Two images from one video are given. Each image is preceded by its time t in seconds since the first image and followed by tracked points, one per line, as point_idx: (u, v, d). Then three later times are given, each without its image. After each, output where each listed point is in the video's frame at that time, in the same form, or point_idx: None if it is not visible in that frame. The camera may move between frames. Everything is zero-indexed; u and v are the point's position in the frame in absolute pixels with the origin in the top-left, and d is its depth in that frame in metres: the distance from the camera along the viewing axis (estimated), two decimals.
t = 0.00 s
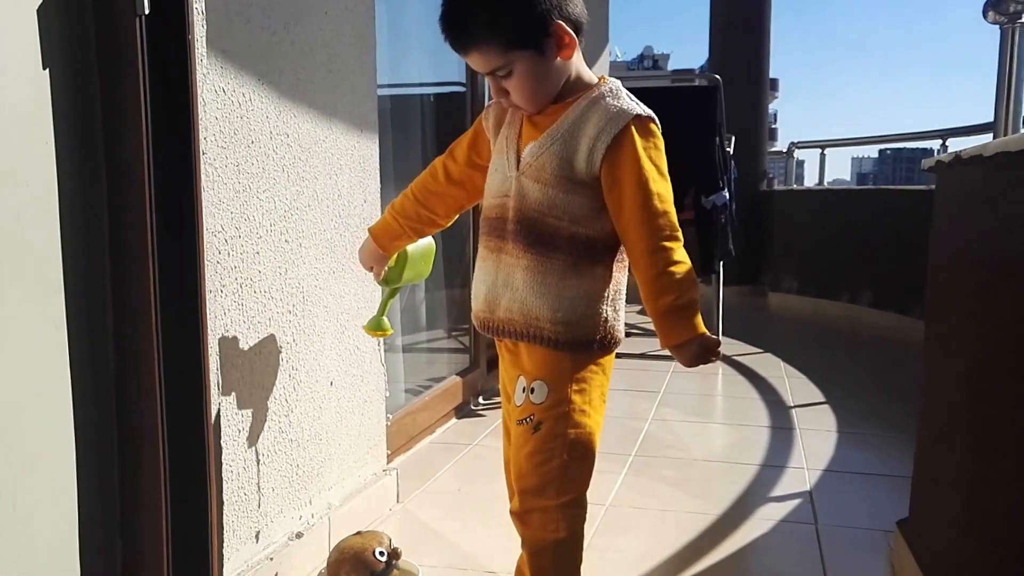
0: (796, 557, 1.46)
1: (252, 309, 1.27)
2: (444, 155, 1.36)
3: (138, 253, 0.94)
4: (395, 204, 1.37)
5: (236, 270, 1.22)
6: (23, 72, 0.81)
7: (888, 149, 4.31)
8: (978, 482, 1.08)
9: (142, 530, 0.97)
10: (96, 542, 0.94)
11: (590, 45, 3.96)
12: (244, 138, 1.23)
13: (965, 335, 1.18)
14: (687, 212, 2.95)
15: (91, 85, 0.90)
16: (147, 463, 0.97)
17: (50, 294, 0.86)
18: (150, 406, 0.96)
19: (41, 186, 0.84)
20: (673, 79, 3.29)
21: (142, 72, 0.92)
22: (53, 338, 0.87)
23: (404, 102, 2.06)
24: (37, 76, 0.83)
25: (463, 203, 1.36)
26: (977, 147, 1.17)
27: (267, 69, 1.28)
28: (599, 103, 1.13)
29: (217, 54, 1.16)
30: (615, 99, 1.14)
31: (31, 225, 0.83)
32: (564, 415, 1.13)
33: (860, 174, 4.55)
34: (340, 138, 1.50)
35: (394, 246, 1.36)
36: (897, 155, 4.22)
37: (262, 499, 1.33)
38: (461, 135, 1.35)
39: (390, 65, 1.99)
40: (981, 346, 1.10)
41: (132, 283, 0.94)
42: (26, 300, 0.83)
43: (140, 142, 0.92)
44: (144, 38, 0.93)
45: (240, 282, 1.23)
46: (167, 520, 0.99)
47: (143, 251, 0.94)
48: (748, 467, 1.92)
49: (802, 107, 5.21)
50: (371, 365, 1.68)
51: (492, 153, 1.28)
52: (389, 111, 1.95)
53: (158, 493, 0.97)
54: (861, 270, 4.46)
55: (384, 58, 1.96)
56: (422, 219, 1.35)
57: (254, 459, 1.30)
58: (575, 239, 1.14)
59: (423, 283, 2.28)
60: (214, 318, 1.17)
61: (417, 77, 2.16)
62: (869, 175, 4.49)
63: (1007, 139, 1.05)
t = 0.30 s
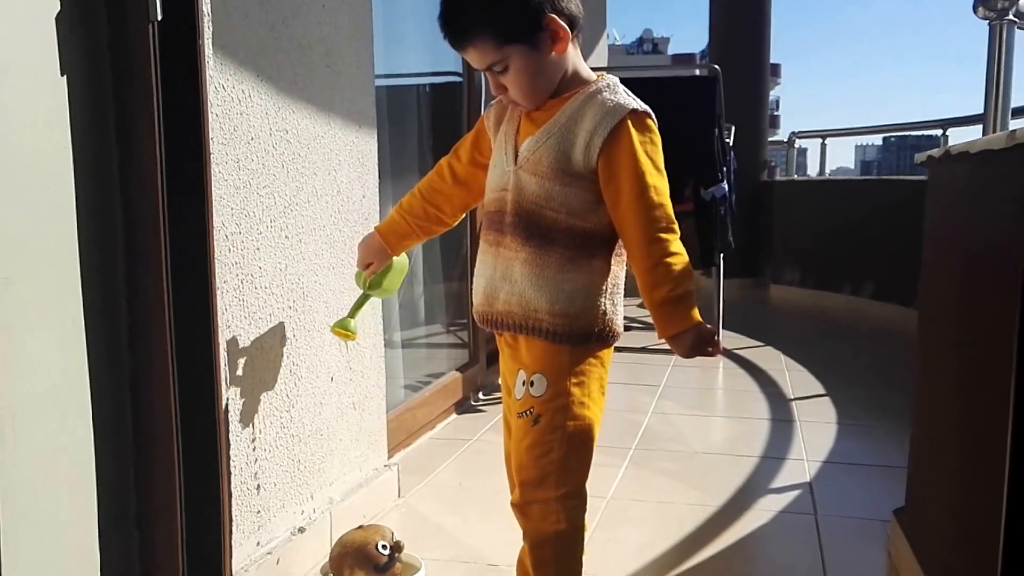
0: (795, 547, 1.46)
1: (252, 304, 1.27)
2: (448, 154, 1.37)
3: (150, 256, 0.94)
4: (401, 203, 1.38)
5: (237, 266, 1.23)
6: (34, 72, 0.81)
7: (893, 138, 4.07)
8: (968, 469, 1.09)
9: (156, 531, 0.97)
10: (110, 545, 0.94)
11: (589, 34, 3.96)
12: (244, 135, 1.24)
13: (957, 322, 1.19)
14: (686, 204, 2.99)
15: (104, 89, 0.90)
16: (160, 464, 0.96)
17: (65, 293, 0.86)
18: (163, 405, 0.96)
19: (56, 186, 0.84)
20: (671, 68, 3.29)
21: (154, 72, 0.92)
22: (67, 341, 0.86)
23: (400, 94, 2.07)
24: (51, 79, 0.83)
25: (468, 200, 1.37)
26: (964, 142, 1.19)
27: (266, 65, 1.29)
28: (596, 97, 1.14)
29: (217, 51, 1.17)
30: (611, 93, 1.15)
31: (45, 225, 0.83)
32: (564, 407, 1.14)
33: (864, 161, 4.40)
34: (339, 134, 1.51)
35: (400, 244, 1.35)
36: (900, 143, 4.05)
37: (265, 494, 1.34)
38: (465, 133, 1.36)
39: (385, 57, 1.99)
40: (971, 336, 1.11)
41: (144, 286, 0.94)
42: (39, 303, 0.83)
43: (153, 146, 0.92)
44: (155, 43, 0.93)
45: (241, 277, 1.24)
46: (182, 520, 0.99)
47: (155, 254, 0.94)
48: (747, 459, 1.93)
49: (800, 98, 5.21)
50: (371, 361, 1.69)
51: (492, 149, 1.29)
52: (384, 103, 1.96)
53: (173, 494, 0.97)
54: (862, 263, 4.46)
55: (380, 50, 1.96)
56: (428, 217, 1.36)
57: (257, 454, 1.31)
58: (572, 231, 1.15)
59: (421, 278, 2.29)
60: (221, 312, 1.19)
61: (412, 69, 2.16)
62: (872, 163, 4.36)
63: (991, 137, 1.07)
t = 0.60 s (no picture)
0: (794, 536, 1.47)
1: (254, 298, 1.29)
2: (448, 148, 1.38)
3: (154, 253, 0.94)
4: (404, 198, 1.39)
5: (238, 261, 1.24)
6: (35, 69, 0.82)
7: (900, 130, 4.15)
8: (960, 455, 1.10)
9: (163, 528, 0.98)
10: (116, 539, 0.95)
11: (588, 28, 3.96)
12: (245, 130, 1.26)
13: (948, 309, 1.20)
14: (687, 197, 2.97)
15: (107, 87, 0.91)
16: (166, 462, 0.96)
17: (68, 286, 0.87)
18: (165, 398, 0.96)
19: (57, 178, 0.85)
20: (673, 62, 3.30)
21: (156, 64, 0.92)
22: (71, 336, 0.87)
23: (400, 88, 2.08)
24: (54, 76, 0.84)
25: (469, 193, 1.38)
26: (957, 131, 1.19)
27: (265, 61, 1.30)
28: (590, 89, 1.15)
29: (217, 47, 1.19)
30: (606, 85, 1.16)
31: (48, 218, 0.84)
32: (562, 399, 1.15)
33: (869, 154, 4.40)
34: (338, 129, 1.52)
35: (407, 238, 1.36)
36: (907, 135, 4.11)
37: (268, 487, 1.35)
38: (464, 127, 1.37)
39: (385, 52, 2.00)
40: (963, 324, 1.12)
41: (149, 284, 0.94)
42: (42, 298, 0.84)
43: (155, 143, 0.92)
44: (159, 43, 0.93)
45: (242, 272, 1.25)
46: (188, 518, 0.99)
47: (158, 252, 0.94)
48: (748, 449, 1.94)
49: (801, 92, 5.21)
50: (372, 355, 1.70)
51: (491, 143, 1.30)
52: (385, 97, 1.97)
53: (179, 492, 0.97)
54: (866, 255, 4.47)
55: (379, 45, 1.97)
56: (432, 211, 1.37)
57: (260, 448, 1.32)
58: (570, 223, 1.16)
59: (422, 274, 2.30)
60: (224, 306, 1.21)
61: (412, 63, 2.17)
62: (878, 156, 4.36)
63: (984, 123, 1.06)
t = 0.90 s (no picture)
0: (795, 526, 1.47)
1: (257, 294, 1.29)
2: (447, 142, 1.38)
3: (159, 247, 0.94)
4: (404, 193, 1.39)
5: (240, 257, 1.25)
6: (39, 64, 0.82)
7: (899, 120, 4.15)
8: (959, 443, 1.10)
9: (170, 521, 0.98)
10: (123, 532, 0.96)
11: (588, 21, 3.95)
12: (245, 126, 1.26)
13: (946, 298, 1.20)
14: (689, 190, 3.00)
15: (110, 83, 0.91)
16: (172, 455, 0.97)
17: (74, 282, 0.88)
18: (171, 394, 0.96)
19: (62, 176, 0.85)
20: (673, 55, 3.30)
21: (159, 63, 0.93)
22: (80, 330, 0.88)
23: (399, 83, 2.08)
24: (58, 72, 0.85)
25: (468, 186, 1.39)
26: (950, 122, 1.18)
27: (266, 57, 1.31)
28: (586, 82, 1.16)
29: (217, 44, 1.19)
30: (602, 77, 1.17)
31: (53, 216, 0.85)
32: (563, 391, 1.16)
33: (871, 146, 4.42)
34: (339, 124, 1.52)
35: (408, 233, 1.37)
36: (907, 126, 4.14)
37: (272, 482, 1.36)
38: (462, 121, 1.37)
39: (384, 47, 2.01)
40: (960, 313, 1.12)
41: (154, 278, 0.95)
42: (50, 293, 0.85)
43: (159, 137, 0.93)
44: (162, 39, 0.94)
45: (244, 268, 1.26)
46: (195, 510, 0.99)
47: (163, 245, 0.94)
48: (750, 441, 1.94)
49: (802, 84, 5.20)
50: (375, 350, 1.71)
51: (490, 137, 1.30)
52: (384, 92, 1.98)
53: (186, 485, 0.97)
54: (866, 247, 4.47)
55: (378, 40, 1.98)
56: (432, 206, 1.38)
57: (263, 443, 1.33)
58: (569, 216, 1.16)
59: (423, 269, 2.31)
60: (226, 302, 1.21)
61: (411, 58, 2.18)
62: (879, 147, 4.40)
63: (975, 114, 1.06)
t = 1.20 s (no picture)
0: (801, 518, 1.48)
1: (262, 290, 1.29)
2: (447, 136, 1.38)
3: (169, 244, 0.94)
4: (405, 188, 1.39)
5: (244, 253, 1.24)
6: (48, 63, 0.82)
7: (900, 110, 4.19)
8: (965, 436, 1.11)
9: (182, 518, 0.98)
10: (136, 529, 0.96)
11: (586, 13, 3.94)
12: (248, 122, 1.26)
13: (951, 289, 1.20)
14: (689, 181, 3.00)
15: (120, 80, 0.91)
16: (184, 452, 0.97)
17: (87, 281, 0.87)
18: (184, 393, 0.96)
19: (73, 177, 0.85)
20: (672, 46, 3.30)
21: (167, 61, 0.92)
22: (94, 328, 0.88)
23: (399, 77, 2.08)
24: (69, 70, 0.84)
25: (469, 180, 1.39)
26: (955, 109, 1.18)
27: (267, 53, 1.30)
28: (587, 75, 1.15)
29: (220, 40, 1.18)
30: (602, 70, 1.16)
31: (66, 216, 0.84)
32: (567, 384, 1.16)
33: (871, 134, 4.47)
34: (341, 118, 1.52)
35: (408, 228, 1.37)
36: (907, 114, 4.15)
37: (279, 477, 1.36)
38: (462, 115, 1.37)
39: (383, 41, 2.00)
40: (966, 305, 1.12)
41: (164, 277, 0.95)
42: (63, 292, 0.85)
43: (169, 134, 0.93)
44: (170, 36, 0.93)
45: (249, 265, 1.25)
46: (207, 507, 0.99)
47: (174, 242, 0.94)
48: (755, 433, 1.94)
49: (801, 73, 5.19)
50: (379, 343, 1.70)
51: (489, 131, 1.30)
52: (384, 87, 1.97)
53: (196, 483, 0.97)
54: (867, 236, 4.47)
55: (377, 34, 1.97)
56: (433, 201, 1.38)
57: (269, 437, 1.33)
58: (570, 210, 1.16)
59: (424, 263, 2.30)
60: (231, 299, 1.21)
61: (410, 52, 2.17)
62: (879, 136, 4.43)
63: (982, 102, 1.06)
